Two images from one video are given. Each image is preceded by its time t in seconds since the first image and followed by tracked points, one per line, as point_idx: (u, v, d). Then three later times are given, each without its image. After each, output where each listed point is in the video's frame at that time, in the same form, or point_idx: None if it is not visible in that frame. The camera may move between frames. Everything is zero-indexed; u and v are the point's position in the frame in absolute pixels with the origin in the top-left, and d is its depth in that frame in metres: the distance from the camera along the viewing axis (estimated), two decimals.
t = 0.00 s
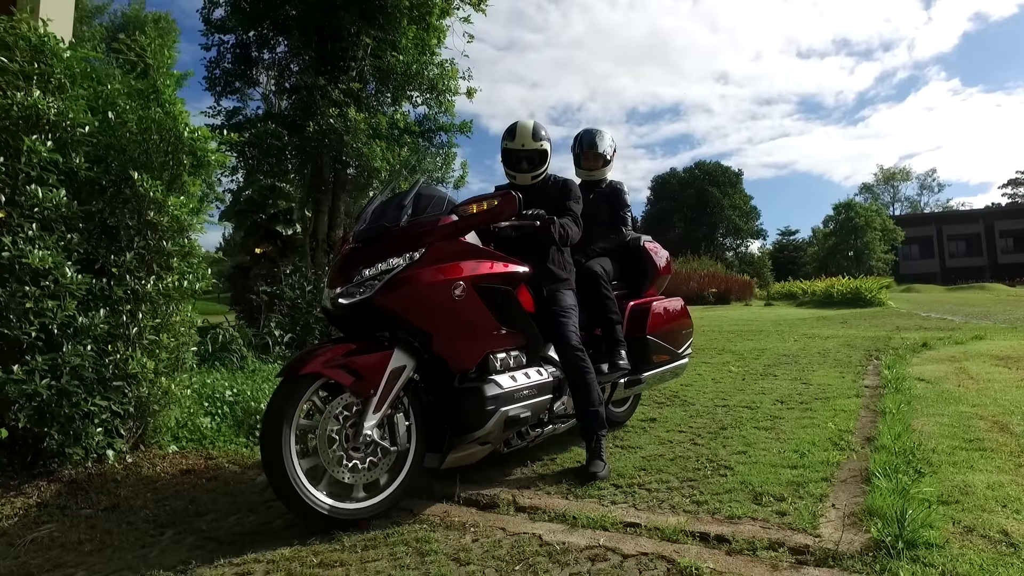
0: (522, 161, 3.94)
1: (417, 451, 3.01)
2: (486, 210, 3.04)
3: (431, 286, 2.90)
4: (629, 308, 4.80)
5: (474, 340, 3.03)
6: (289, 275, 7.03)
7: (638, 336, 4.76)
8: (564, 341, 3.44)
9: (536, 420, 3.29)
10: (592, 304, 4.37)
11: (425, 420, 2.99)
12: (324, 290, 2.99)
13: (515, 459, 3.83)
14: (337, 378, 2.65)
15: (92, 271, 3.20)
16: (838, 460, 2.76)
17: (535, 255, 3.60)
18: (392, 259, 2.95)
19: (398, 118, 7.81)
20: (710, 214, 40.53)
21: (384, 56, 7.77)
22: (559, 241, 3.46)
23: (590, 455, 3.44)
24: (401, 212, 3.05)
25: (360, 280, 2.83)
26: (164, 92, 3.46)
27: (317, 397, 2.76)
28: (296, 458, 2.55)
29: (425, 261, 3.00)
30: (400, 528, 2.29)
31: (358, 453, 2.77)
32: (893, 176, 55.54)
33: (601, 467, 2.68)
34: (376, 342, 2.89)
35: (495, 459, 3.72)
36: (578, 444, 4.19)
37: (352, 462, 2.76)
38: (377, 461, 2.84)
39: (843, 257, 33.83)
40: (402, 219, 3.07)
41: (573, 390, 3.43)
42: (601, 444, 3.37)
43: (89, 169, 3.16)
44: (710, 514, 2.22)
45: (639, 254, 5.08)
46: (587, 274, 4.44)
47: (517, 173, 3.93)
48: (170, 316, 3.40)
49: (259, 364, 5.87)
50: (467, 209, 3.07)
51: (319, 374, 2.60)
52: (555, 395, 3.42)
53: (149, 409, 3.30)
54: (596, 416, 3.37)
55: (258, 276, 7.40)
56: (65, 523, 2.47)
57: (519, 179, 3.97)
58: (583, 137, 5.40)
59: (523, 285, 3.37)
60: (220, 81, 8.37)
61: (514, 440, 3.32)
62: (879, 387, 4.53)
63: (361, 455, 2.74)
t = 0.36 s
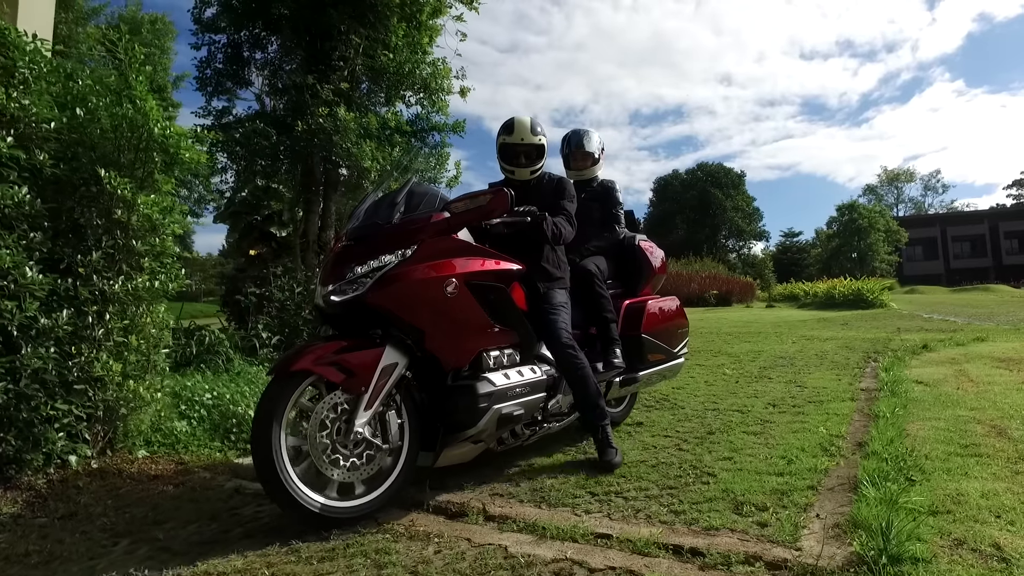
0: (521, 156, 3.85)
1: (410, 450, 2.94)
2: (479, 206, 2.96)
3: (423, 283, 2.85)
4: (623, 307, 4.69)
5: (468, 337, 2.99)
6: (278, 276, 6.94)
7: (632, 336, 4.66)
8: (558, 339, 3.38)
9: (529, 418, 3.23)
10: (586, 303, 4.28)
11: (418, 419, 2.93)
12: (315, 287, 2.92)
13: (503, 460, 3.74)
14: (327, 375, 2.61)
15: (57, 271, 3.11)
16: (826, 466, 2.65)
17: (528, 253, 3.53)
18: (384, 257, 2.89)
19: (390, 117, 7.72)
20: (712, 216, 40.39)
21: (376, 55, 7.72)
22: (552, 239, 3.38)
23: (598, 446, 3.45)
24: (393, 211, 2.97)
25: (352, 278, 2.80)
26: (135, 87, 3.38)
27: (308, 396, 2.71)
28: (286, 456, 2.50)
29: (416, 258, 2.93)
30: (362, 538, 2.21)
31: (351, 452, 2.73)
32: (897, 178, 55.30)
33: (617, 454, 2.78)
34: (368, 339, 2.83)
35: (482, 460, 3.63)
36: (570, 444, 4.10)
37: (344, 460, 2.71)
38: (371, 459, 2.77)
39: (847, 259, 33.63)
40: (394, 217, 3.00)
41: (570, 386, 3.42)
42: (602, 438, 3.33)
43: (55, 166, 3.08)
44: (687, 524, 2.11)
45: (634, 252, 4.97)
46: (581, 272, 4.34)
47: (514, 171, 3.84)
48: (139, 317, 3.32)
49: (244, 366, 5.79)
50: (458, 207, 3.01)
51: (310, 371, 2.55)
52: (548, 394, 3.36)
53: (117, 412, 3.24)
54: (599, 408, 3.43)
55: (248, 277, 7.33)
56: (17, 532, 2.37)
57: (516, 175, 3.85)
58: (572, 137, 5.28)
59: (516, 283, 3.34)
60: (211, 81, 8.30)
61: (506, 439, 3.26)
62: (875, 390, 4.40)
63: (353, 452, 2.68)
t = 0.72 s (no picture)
0: (518, 153, 3.69)
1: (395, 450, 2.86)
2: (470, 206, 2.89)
3: (410, 282, 2.73)
4: (615, 307, 4.56)
5: (457, 337, 2.90)
6: (263, 276, 6.85)
7: (623, 337, 4.54)
8: (550, 340, 3.28)
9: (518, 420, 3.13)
10: (579, 303, 4.15)
11: (403, 420, 2.84)
12: (302, 283, 2.84)
13: (488, 460, 3.62)
14: (312, 373, 2.53)
15: (12, 270, 3.01)
16: (807, 473, 2.52)
17: (522, 253, 3.42)
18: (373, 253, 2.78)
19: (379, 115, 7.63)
20: (713, 216, 40.23)
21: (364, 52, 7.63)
22: (545, 242, 3.29)
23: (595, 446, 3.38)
24: (382, 206, 2.91)
25: (339, 274, 2.71)
26: (96, 81, 3.27)
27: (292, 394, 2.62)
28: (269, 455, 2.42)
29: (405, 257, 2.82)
30: (312, 548, 2.11)
31: (336, 451, 2.66)
32: (900, 177, 55.03)
33: (615, 454, 2.80)
34: (354, 337, 2.73)
35: (465, 460, 3.51)
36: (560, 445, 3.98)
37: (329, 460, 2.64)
38: (353, 459, 2.68)
39: (849, 259, 33.42)
40: (384, 214, 2.93)
41: (563, 386, 3.34)
42: (599, 439, 3.24)
43: (10, 162, 2.98)
44: (653, 536, 1.99)
45: (629, 254, 4.84)
46: (574, 272, 4.22)
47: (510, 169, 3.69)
48: (100, 318, 3.20)
49: (225, 367, 5.69)
50: (449, 206, 2.92)
51: (294, 369, 2.48)
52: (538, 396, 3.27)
53: (76, 415, 3.15)
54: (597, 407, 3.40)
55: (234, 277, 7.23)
56: None
57: (513, 173, 3.71)
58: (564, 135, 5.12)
59: (508, 283, 3.26)
60: (199, 79, 8.21)
61: (493, 440, 3.16)
62: (867, 392, 4.27)
63: (338, 452, 2.60)
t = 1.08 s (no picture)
0: (501, 141, 3.59)
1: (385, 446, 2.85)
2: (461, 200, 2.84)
3: (402, 276, 2.73)
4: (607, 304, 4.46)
5: (448, 333, 2.87)
6: (252, 275, 6.79)
7: (616, 333, 4.44)
8: (543, 337, 3.25)
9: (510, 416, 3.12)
10: (572, 298, 4.08)
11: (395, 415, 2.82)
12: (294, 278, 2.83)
13: (474, 456, 3.56)
14: (306, 368, 2.52)
15: None
16: (788, 477, 2.43)
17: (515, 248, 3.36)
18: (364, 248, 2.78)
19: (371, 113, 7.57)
20: (716, 215, 40.04)
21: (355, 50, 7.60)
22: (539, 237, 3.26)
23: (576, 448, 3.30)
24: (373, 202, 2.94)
25: (331, 269, 2.72)
26: (65, 74, 3.20)
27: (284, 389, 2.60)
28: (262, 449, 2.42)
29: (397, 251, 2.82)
30: (266, 553, 2.05)
31: (328, 447, 2.65)
32: (906, 176, 54.68)
33: (592, 457, 2.69)
34: (348, 334, 2.73)
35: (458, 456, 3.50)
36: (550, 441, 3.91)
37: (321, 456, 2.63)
38: (345, 454, 2.69)
39: (853, 258, 33.18)
40: (375, 210, 2.95)
41: (553, 382, 3.29)
42: (581, 443, 3.18)
43: None
44: (618, 543, 1.91)
45: (623, 250, 4.71)
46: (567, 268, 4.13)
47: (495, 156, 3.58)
48: (69, 317, 3.13)
49: (211, 367, 5.64)
50: (439, 200, 2.89)
51: (289, 364, 2.47)
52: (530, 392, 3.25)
53: (42, 416, 3.08)
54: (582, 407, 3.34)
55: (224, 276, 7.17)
56: None
57: (498, 161, 3.60)
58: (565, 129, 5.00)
59: (500, 279, 3.25)
60: (190, 77, 8.15)
61: (485, 436, 3.11)
62: (860, 392, 4.17)
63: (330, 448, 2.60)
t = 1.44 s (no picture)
0: (472, 149, 3.51)
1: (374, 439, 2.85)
2: (447, 191, 2.86)
3: (388, 269, 2.73)
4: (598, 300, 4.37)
5: (434, 326, 2.85)
6: (243, 274, 6.73)
7: (606, 329, 4.35)
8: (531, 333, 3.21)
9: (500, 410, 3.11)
10: (560, 295, 4.02)
11: (384, 409, 2.83)
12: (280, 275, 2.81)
13: (462, 455, 3.52)
14: (297, 362, 2.52)
15: None
16: (772, 481, 2.33)
17: (501, 244, 3.31)
18: (350, 243, 2.78)
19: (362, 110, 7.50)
20: (719, 215, 39.87)
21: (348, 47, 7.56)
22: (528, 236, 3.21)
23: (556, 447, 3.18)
24: (359, 197, 2.90)
25: (317, 264, 2.72)
26: (34, 67, 3.14)
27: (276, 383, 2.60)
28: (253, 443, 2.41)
29: (384, 244, 2.81)
30: (224, 560, 1.97)
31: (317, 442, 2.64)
32: (910, 176, 54.37)
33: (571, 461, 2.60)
34: (337, 328, 2.73)
35: (449, 454, 3.49)
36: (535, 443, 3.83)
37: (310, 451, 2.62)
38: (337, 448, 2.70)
39: (857, 258, 32.96)
40: (361, 204, 2.91)
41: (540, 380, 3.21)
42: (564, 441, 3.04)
43: None
44: (588, 552, 1.84)
45: (613, 248, 4.61)
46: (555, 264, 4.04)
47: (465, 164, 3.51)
48: (38, 316, 3.05)
49: (197, 367, 5.58)
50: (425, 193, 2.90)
51: (281, 357, 2.48)
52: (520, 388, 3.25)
53: (9, 416, 3.01)
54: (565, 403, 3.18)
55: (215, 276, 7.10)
56: None
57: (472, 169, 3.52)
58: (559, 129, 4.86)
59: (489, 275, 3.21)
60: (183, 75, 8.10)
61: (475, 431, 3.10)
62: (854, 392, 4.06)
63: (321, 442, 2.59)
